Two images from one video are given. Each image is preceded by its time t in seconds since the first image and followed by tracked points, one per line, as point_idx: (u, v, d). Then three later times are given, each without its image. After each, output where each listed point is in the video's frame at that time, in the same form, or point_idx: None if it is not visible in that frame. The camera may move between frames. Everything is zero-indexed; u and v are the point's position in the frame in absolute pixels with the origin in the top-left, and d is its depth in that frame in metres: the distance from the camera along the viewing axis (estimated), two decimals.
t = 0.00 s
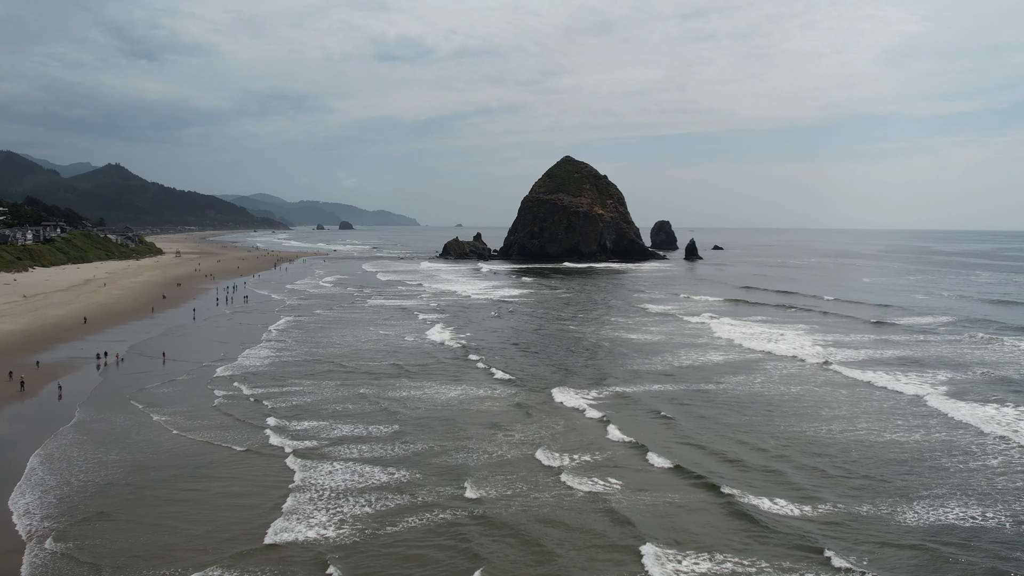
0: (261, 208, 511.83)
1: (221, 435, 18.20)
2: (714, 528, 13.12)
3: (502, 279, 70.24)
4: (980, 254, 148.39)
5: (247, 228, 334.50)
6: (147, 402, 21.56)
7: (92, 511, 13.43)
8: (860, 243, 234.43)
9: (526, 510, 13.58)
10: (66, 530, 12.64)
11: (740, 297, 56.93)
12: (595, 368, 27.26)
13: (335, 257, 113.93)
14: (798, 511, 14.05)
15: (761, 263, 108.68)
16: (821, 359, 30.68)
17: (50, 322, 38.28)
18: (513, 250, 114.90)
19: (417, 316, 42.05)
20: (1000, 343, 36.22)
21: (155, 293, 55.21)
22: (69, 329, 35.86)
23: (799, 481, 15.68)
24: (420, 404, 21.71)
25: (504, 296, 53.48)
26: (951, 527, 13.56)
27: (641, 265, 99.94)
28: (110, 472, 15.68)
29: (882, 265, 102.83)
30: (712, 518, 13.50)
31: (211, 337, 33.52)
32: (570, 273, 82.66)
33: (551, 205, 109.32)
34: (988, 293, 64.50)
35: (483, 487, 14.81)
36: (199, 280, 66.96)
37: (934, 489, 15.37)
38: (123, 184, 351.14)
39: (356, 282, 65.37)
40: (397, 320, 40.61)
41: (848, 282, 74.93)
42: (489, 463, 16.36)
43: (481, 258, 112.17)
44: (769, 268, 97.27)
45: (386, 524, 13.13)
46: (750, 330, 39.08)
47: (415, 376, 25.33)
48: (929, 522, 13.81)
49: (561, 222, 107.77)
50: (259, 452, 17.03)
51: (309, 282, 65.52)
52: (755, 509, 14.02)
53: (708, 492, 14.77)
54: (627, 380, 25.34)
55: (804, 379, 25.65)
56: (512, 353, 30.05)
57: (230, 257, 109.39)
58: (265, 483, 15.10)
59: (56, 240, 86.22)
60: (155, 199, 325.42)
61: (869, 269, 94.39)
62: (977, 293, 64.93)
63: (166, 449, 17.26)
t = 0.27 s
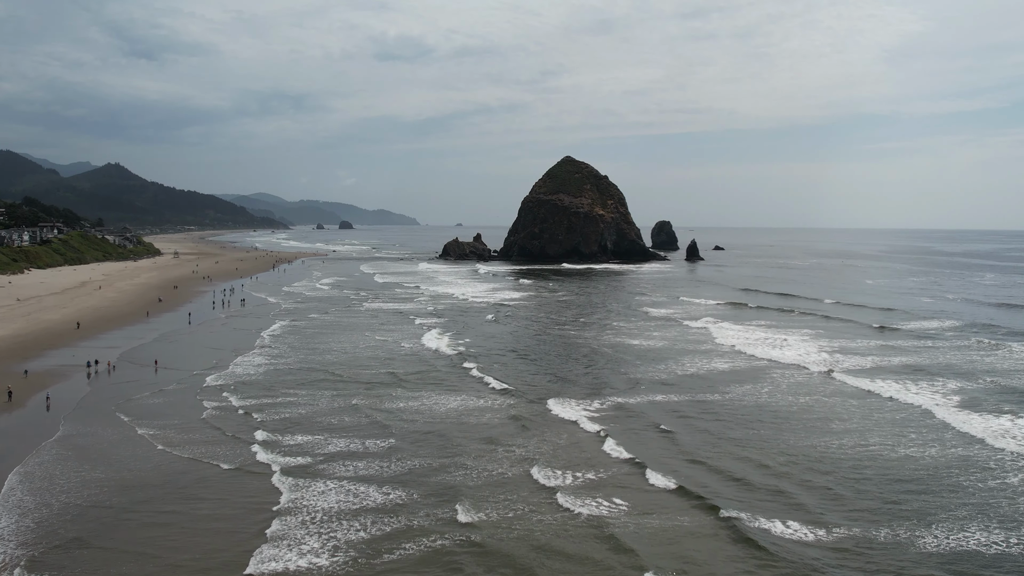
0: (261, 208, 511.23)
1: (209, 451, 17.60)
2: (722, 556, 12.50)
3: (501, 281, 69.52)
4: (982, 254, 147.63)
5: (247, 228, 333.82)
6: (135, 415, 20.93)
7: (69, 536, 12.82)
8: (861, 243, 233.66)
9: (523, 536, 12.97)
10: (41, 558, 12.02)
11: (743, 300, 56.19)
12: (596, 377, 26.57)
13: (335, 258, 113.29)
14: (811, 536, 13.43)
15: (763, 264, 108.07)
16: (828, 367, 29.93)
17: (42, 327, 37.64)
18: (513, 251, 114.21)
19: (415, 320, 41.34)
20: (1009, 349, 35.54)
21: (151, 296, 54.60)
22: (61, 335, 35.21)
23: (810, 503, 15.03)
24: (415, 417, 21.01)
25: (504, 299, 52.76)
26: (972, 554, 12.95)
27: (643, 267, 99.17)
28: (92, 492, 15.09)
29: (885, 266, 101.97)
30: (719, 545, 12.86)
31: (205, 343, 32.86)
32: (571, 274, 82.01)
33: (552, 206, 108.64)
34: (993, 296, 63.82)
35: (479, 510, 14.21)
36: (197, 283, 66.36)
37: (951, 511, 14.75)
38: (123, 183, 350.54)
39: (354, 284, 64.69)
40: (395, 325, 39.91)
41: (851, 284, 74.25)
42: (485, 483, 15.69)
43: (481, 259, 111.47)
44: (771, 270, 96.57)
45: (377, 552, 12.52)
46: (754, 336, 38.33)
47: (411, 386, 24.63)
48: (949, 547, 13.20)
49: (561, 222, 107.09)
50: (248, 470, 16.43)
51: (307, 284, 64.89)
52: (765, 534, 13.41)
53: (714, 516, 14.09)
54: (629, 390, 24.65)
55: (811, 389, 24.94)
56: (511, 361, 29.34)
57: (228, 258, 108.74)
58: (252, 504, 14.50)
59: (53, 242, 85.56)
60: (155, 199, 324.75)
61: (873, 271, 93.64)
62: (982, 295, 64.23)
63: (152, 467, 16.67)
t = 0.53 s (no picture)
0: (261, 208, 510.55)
1: (197, 469, 16.98)
2: None
3: (502, 283, 68.79)
4: (984, 255, 146.89)
5: (247, 228, 333.13)
6: (121, 428, 20.28)
7: (45, 566, 12.21)
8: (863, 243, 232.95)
9: (522, 565, 12.36)
10: None
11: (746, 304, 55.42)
12: (597, 386, 25.88)
13: (334, 259, 112.58)
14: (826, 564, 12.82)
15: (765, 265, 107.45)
16: (835, 376, 29.22)
17: (34, 333, 37.01)
18: (513, 252, 113.53)
19: (413, 325, 40.66)
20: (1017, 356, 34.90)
21: (147, 299, 53.97)
22: (52, 342, 34.55)
23: (823, 526, 14.41)
24: (410, 431, 20.34)
25: (504, 303, 52.04)
26: None
27: (644, 268, 98.38)
28: (73, 514, 14.48)
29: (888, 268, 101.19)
30: None
31: (198, 351, 32.20)
32: (572, 276, 81.32)
33: (552, 206, 107.96)
34: (998, 299, 63.15)
35: (476, 535, 13.58)
36: (193, 285, 65.71)
37: (971, 535, 14.13)
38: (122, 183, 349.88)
39: (353, 287, 63.97)
40: (392, 330, 39.23)
41: (854, 286, 73.61)
42: (481, 505, 15.04)
43: (481, 260, 110.77)
44: (773, 271, 95.90)
45: None
46: (758, 342, 37.59)
47: (407, 397, 23.94)
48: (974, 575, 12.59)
49: (562, 223, 106.41)
50: (236, 491, 15.80)
51: (305, 286, 64.24)
52: (780, 562, 12.78)
53: (723, 543, 13.42)
54: (631, 401, 23.96)
55: (818, 401, 24.23)
56: (511, 369, 28.65)
57: (226, 260, 107.45)
58: (240, 529, 13.88)
59: (49, 243, 84.87)
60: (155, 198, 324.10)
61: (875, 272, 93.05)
62: (987, 298, 63.56)
63: (137, 486, 16.06)
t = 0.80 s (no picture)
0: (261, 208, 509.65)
1: (184, 489, 16.35)
2: None
3: (502, 286, 68.11)
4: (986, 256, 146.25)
5: (247, 228, 332.39)
6: (107, 443, 19.66)
7: None
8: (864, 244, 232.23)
9: None
10: None
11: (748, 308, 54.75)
12: (597, 396, 25.24)
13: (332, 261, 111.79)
14: None
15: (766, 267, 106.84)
16: (841, 385, 28.56)
17: (25, 339, 36.34)
18: (513, 253, 112.82)
19: (410, 331, 40.01)
20: None
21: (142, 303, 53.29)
22: (43, 349, 33.88)
23: (836, 552, 13.78)
24: (404, 445, 19.69)
25: (504, 307, 51.37)
26: None
27: (645, 270, 97.69)
28: (51, 540, 13.83)
29: (890, 269, 100.41)
30: None
31: (191, 358, 31.57)
32: (572, 278, 80.65)
33: (552, 208, 107.27)
34: (1003, 302, 62.51)
35: (473, 563, 12.96)
36: (190, 288, 65.01)
37: (992, 562, 13.51)
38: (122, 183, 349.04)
39: (350, 290, 63.28)
40: (390, 336, 38.59)
41: (857, 289, 72.93)
42: (475, 530, 14.40)
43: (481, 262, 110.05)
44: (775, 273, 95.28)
45: None
46: (762, 348, 36.94)
47: (403, 409, 23.30)
48: None
49: (562, 225, 105.72)
50: (224, 513, 15.17)
51: (302, 289, 63.56)
52: None
53: (730, 573, 12.79)
54: (632, 412, 23.31)
55: (825, 413, 23.56)
56: (509, 378, 27.99)
57: (225, 262, 106.69)
58: (225, 556, 13.24)
59: (46, 245, 84.26)
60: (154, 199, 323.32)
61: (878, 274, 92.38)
62: (992, 302, 62.92)
63: (120, 507, 15.43)
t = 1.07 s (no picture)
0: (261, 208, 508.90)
1: (168, 511, 15.71)
2: None
3: (501, 289, 67.43)
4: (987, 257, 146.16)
5: (247, 228, 330.96)
6: (91, 459, 19.01)
7: None
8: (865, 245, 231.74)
9: None
10: None
11: (750, 313, 54.07)
12: (598, 408, 24.60)
13: (331, 262, 111.06)
14: None
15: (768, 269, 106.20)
16: (847, 395, 27.92)
17: (16, 346, 35.69)
18: (513, 255, 112.13)
19: (408, 337, 39.37)
20: None
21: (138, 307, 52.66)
22: (35, 356, 33.28)
23: None
24: (398, 462, 19.04)
25: (503, 311, 50.69)
26: None
27: (646, 272, 97.00)
28: (27, 567, 13.21)
29: (893, 271, 99.70)
30: None
31: (184, 367, 30.92)
32: (573, 281, 79.99)
33: (553, 209, 106.63)
34: (1009, 306, 61.86)
35: None
36: (187, 291, 64.36)
37: None
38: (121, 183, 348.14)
39: (349, 293, 62.58)
40: (387, 342, 37.93)
41: (860, 292, 72.31)
42: (470, 557, 13.77)
43: (480, 264, 109.35)
44: (777, 275, 94.64)
45: None
46: (765, 355, 36.29)
47: (398, 422, 22.67)
48: None
49: (563, 226, 105.06)
50: (209, 538, 14.54)
51: (300, 293, 62.91)
52: None
53: None
54: (633, 425, 22.67)
55: (832, 425, 22.91)
56: (508, 388, 27.34)
57: (223, 263, 105.89)
58: None
59: (42, 247, 83.53)
60: (154, 199, 322.67)
61: (881, 276, 91.66)
62: (998, 305, 62.27)
63: (101, 530, 14.78)
